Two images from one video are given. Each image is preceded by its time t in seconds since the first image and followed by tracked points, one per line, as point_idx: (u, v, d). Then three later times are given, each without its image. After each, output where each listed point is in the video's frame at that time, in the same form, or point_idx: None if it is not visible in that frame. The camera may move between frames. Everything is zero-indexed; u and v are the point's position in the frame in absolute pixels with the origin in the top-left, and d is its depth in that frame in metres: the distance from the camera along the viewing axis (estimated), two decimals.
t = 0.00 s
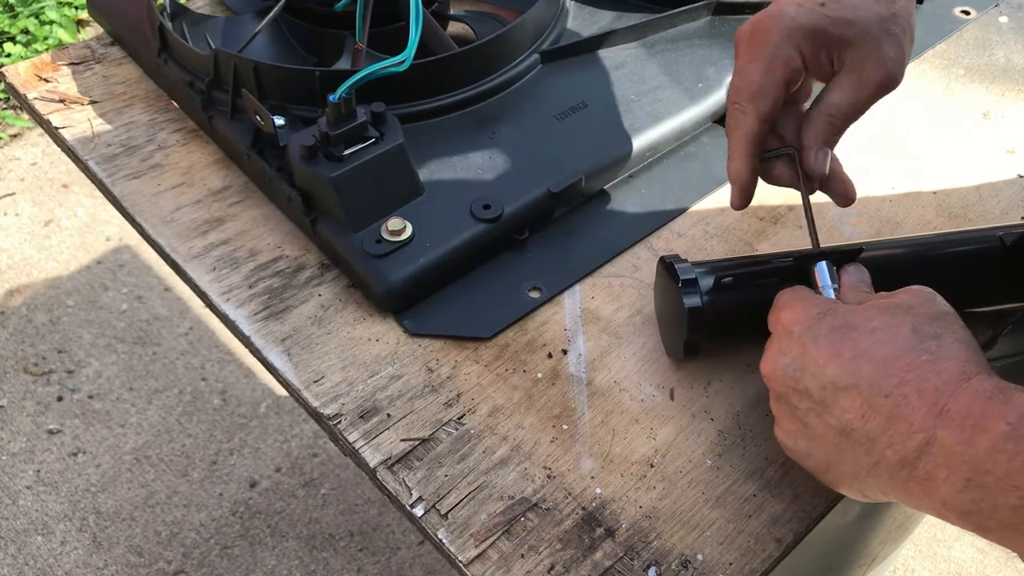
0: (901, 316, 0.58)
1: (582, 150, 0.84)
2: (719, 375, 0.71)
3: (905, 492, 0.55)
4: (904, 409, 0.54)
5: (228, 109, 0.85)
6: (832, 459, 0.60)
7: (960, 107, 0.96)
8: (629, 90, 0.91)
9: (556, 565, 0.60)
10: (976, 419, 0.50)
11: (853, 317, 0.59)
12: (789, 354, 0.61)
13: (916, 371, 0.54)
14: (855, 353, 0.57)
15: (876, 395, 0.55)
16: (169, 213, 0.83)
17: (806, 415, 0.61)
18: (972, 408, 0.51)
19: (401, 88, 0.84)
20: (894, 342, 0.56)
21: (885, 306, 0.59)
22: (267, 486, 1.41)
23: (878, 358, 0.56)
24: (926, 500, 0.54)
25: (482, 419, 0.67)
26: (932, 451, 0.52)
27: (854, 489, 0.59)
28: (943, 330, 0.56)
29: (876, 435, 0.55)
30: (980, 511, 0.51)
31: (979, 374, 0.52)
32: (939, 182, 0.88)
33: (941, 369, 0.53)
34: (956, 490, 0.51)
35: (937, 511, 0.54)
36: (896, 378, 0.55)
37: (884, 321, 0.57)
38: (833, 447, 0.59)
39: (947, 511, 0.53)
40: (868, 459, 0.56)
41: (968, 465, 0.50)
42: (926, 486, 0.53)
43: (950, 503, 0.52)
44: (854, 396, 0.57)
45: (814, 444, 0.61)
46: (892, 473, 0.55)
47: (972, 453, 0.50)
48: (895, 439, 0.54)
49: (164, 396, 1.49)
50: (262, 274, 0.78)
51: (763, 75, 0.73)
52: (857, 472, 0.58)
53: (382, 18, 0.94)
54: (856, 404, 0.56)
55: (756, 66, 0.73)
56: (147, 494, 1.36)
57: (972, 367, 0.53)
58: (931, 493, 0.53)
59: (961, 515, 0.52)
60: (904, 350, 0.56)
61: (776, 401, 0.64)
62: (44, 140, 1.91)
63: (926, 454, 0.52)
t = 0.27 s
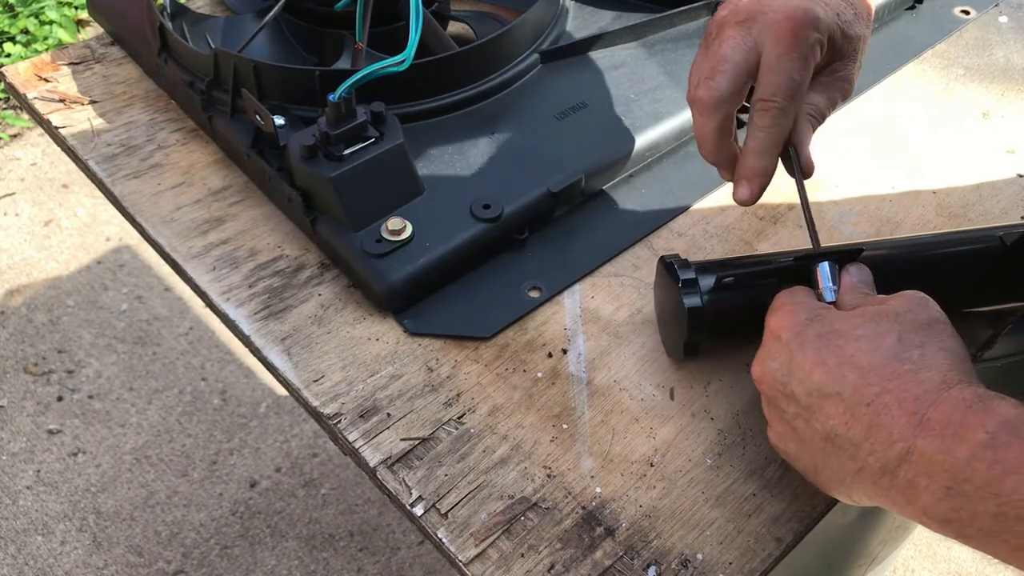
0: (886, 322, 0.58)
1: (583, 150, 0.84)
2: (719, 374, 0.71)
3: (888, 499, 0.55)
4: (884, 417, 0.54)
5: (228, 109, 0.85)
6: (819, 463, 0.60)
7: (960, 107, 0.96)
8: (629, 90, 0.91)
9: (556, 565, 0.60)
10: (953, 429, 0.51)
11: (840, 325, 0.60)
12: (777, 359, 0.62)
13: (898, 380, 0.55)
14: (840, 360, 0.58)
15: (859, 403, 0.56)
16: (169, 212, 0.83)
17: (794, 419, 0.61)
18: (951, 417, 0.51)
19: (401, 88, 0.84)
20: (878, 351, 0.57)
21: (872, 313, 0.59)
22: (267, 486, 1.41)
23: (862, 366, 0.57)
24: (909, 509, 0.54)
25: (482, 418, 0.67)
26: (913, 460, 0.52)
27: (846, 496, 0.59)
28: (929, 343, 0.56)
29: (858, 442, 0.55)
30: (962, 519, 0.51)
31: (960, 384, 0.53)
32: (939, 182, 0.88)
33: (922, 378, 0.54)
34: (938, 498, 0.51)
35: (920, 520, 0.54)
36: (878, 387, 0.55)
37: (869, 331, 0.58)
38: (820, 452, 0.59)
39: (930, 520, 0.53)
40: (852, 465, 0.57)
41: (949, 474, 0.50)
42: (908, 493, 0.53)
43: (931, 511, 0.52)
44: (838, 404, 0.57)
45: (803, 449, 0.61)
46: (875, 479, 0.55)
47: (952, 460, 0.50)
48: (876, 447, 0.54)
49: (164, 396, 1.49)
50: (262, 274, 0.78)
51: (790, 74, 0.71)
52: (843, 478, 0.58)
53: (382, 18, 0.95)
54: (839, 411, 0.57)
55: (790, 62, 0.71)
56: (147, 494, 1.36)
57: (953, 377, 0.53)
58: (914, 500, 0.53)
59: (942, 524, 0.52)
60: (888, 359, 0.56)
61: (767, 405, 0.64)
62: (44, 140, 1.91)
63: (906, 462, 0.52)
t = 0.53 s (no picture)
0: (897, 317, 0.59)
1: (583, 150, 0.84)
2: (719, 374, 0.71)
3: (904, 494, 0.55)
4: (899, 413, 0.54)
5: (228, 109, 0.85)
6: (834, 462, 0.60)
7: (960, 107, 0.96)
8: (629, 90, 0.91)
9: (555, 565, 0.60)
10: (970, 421, 0.51)
11: (851, 321, 0.60)
12: (788, 357, 0.62)
13: (914, 376, 0.55)
14: (853, 358, 0.58)
15: (875, 400, 0.56)
16: (169, 212, 0.83)
17: (805, 416, 0.61)
18: (967, 410, 0.51)
19: (401, 88, 0.84)
20: (891, 347, 0.57)
21: (882, 307, 0.59)
22: (267, 486, 1.41)
23: (876, 364, 0.57)
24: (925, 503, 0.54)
25: (482, 418, 0.67)
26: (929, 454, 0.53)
27: (856, 489, 0.60)
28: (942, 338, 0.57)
29: (875, 438, 0.56)
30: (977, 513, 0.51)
31: (976, 377, 0.53)
32: (939, 182, 0.88)
33: (937, 373, 0.54)
34: (953, 491, 0.52)
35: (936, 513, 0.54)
36: (894, 383, 0.55)
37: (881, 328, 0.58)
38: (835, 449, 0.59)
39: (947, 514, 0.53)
40: (868, 460, 0.57)
41: (964, 466, 0.51)
42: (924, 486, 0.53)
43: (948, 503, 0.52)
44: (852, 401, 0.57)
45: (816, 448, 0.61)
46: (891, 475, 0.55)
47: (968, 453, 0.51)
48: (892, 442, 0.54)
49: (164, 396, 1.49)
50: (261, 274, 0.78)
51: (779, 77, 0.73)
52: (858, 474, 0.58)
53: (382, 18, 0.94)
54: (854, 410, 0.57)
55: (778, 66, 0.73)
56: (147, 494, 1.36)
57: (969, 371, 0.54)
58: (927, 494, 0.53)
59: (958, 516, 0.52)
60: (903, 354, 0.56)
61: (776, 402, 0.64)
62: (44, 140, 1.91)
63: (923, 456, 0.53)
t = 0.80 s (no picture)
0: (947, 307, 0.58)
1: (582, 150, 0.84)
2: (720, 374, 0.71)
3: (933, 476, 0.55)
4: (947, 389, 0.54)
5: (228, 109, 0.85)
6: (856, 443, 0.61)
7: (960, 107, 0.96)
8: (629, 90, 0.91)
9: (555, 565, 0.60)
10: (1018, 402, 0.50)
11: (902, 302, 0.59)
12: (835, 329, 0.61)
13: (964, 357, 0.54)
14: (901, 336, 0.57)
15: (921, 378, 0.55)
16: (169, 212, 0.83)
17: (840, 394, 0.61)
18: (1015, 392, 0.51)
19: (400, 88, 0.84)
20: (942, 330, 0.56)
21: (931, 296, 0.59)
22: (267, 486, 1.41)
23: (926, 342, 0.56)
24: (954, 485, 0.53)
25: (482, 418, 0.67)
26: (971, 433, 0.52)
27: (874, 475, 0.60)
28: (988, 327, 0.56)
29: (915, 416, 0.55)
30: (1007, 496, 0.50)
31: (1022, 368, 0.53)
32: (939, 182, 0.88)
33: (987, 358, 0.54)
34: (989, 471, 0.51)
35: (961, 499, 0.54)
36: (943, 363, 0.55)
37: (933, 310, 0.57)
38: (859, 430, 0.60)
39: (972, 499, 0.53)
40: (899, 440, 0.56)
41: (1006, 446, 0.50)
42: (957, 467, 0.53)
43: (979, 485, 0.52)
44: (897, 377, 0.57)
45: (838, 427, 0.62)
46: (925, 454, 0.55)
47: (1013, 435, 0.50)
48: (933, 420, 0.54)
49: (164, 396, 1.49)
50: (261, 274, 0.78)
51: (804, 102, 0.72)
52: (884, 455, 0.58)
53: (381, 18, 0.94)
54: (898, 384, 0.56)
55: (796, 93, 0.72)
56: (147, 494, 1.36)
57: (1015, 362, 0.53)
58: (959, 476, 0.53)
59: (990, 499, 0.51)
60: (952, 337, 0.56)
61: (806, 379, 0.64)
62: (44, 140, 1.91)
63: (964, 435, 0.52)
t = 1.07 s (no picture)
0: (935, 308, 0.59)
1: (582, 150, 0.84)
2: (719, 374, 0.71)
3: (935, 481, 0.55)
4: (940, 396, 0.54)
5: (227, 109, 0.85)
6: (857, 450, 0.61)
7: (960, 107, 0.96)
8: (629, 91, 0.91)
9: (555, 565, 0.60)
10: (1013, 406, 0.51)
11: (889, 308, 0.60)
12: (824, 340, 0.61)
13: (955, 362, 0.55)
14: (892, 343, 0.58)
15: (914, 385, 0.56)
16: (169, 213, 0.83)
17: (836, 404, 0.61)
18: (1009, 397, 0.51)
19: (400, 88, 0.84)
20: (933, 334, 0.57)
21: (917, 298, 0.60)
22: (267, 486, 1.41)
23: (917, 349, 0.57)
24: (956, 490, 0.54)
25: (481, 419, 0.67)
26: (968, 438, 0.52)
27: (878, 479, 0.61)
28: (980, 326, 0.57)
29: (911, 423, 0.56)
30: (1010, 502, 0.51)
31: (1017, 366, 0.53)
32: (939, 182, 0.88)
33: (978, 360, 0.54)
34: (990, 479, 0.51)
35: (965, 503, 0.55)
36: (934, 368, 0.55)
37: (919, 314, 0.58)
38: (859, 438, 0.60)
39: (975, 503, 0.54)
40: (898, 447, 0.57)
41: (1004, 452, 0.50)
42: (959, 474, 0.53)
43: (982, 491, 0.52)
44: (891, 386, 0.57)
45: (838, 437, 0.62)
46: (925, 462, 0.55)
47: (1010, 441, 0.50)
48: (929, 427, 0.55)
49: (164, 395, 1.49)
50: (261, 274, 0.78)
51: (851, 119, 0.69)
52: (886, 462, 0.59)
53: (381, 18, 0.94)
54: (892, 393, 0.57)
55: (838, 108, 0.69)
56: (147, 494, 1.36)
57: (1010, 360, 0.54)
58: (960, 483, 0.53)
59: (993, 504, 0.52)
60: (943, 341, 0.56)
61: (802, 389, 0.64)
62: (44, 140, 1.91)
63: (961, 442, 0.53)
